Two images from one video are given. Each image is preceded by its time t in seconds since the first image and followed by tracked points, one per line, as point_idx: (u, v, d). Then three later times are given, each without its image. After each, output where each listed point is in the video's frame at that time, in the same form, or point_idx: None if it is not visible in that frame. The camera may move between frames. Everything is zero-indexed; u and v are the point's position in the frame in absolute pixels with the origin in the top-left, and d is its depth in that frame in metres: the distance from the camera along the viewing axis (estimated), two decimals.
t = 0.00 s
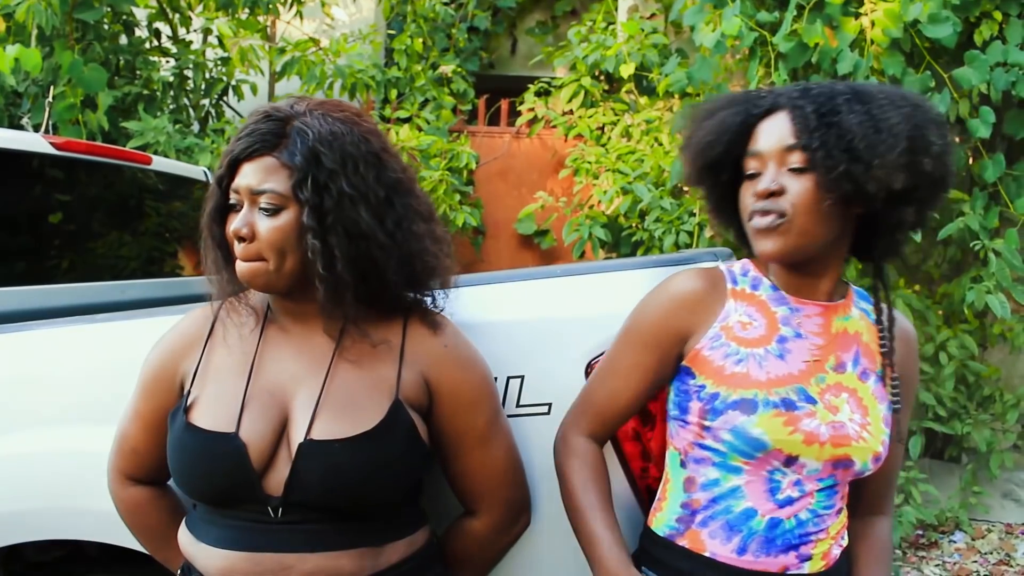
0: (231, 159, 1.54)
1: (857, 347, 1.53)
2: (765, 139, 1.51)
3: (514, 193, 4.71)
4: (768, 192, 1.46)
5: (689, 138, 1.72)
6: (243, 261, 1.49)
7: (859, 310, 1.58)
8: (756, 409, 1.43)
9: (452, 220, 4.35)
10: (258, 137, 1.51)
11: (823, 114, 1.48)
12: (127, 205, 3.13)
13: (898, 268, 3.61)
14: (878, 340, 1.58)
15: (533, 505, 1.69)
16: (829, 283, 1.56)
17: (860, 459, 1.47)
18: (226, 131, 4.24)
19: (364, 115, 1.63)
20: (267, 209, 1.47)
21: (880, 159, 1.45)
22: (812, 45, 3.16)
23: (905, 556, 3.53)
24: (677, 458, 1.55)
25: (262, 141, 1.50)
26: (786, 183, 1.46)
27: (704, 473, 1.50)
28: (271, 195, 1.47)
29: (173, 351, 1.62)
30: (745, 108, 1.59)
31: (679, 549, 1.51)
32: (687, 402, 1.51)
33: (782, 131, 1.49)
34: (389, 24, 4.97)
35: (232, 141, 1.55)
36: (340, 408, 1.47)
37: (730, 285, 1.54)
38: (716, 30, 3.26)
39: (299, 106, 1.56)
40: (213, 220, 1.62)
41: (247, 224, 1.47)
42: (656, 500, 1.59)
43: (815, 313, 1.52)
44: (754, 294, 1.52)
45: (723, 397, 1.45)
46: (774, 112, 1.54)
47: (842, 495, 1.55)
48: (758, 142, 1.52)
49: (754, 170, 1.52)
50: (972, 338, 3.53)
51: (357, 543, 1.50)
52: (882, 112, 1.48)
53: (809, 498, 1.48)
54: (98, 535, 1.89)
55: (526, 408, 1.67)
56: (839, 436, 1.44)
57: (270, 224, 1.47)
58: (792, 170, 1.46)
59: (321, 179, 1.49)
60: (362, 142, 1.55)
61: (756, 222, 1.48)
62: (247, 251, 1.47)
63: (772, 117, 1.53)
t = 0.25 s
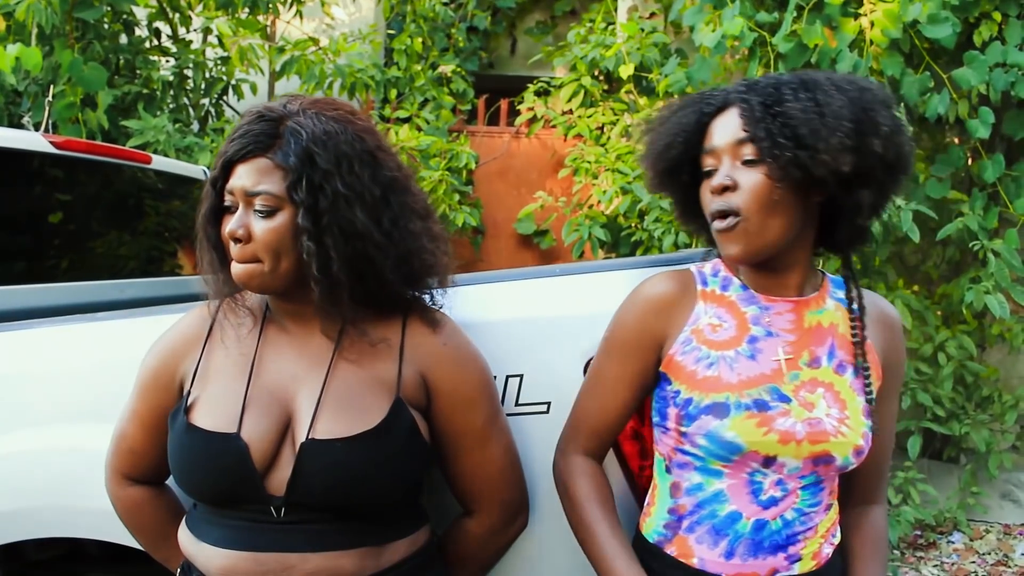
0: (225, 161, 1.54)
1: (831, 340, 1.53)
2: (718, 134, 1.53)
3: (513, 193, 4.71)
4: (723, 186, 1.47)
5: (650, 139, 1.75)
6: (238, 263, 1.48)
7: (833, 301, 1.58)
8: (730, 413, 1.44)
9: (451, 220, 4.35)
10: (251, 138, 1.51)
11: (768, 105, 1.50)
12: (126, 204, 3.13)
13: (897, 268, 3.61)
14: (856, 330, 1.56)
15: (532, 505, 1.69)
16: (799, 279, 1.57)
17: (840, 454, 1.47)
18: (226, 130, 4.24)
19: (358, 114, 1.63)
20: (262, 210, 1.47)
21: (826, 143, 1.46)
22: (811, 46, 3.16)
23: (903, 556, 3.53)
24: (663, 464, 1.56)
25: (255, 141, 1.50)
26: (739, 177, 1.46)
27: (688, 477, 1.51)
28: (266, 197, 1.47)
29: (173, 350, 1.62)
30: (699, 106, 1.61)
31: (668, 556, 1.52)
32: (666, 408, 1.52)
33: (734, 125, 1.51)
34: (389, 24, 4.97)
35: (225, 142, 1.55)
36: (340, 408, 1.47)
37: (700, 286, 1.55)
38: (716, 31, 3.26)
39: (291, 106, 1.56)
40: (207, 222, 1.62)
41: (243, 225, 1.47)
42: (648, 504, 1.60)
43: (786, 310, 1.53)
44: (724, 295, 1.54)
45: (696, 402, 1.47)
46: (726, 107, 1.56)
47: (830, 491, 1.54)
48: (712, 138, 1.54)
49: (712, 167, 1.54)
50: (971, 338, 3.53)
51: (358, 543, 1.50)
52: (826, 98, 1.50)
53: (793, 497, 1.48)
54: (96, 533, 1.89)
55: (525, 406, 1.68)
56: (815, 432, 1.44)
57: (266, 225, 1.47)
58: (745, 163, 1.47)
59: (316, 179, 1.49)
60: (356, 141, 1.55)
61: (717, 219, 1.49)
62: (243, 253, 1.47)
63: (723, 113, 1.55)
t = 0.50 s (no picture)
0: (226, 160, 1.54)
1: (812, 338, 1.54)
2: (690, 133, 1.54)
3: (515, 192, 4.71)
4: (698, 182, 1.48)
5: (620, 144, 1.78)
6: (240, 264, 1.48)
7: (819, 299, 1.59)
8: (712, 415, 1.45)
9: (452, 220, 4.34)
10: (252, 138, 1.50)
11: (740, 100, 1.51)
12: (127, 203, 3.13)
13: (898, 269, 3.60)
14: (839, 327, 1.58)
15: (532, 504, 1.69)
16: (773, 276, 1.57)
17: (826, 451, 1.48)
18: (227, 129, 4.24)
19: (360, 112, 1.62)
20: (264, 211, 1.47)
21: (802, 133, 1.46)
22: (813, 46, 3.16)
23: (904, 557, 3.53)
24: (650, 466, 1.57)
25: (256, 142, 1.50)
26: (714, 173, 1.47)
27: (675, 478, 1.52)
28: (268, 197, 1.47)
29: (176, 348, 1.62)
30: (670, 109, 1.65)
31: (658, 555, 1.53)
32: (649, 411, 1.53)
33: (705, 122, 1.52)
34: (390, 23, 4.96)
35: (227, 142, 1.54)
36: (339, 410, 1.47)
37: (678, 288, 1.56)
38: (717, 31, 3.25)
39: (292, 105, 1.55)
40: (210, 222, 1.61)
41: (245, 226, 1.47)
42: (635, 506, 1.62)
43: (765, 310, 1.54)
44: (703, 296, 1.55)
45: (679, 405, 1.48)
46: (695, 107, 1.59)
47: (818, 487, 1.55)
48: (684, 137, 1.55)
49: (685, 168, 1.55)
50: (972, 339, 3.53)
51: (359, 544, 1.49)
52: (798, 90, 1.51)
53: (781, 494, 1.49)
54: (98, 531, 1.89)
55: (527, 405, 1.68)
56: (800, 430, 1.45)
57: (268, 226, 1.47)
58: (719, 159, 1.48)
59: (318, 179, 1.48)
60: (358, 140, 1.54)
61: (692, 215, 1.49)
62: (245, 253, 1.47)
63: (695, 112, 1.58)
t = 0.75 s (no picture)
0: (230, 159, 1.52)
1: (795, 333, 1.53)
2: (660, 135, 1.56)
3: (516, 191, 4.70)
4: (665, 184, 1.49)
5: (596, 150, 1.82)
6: (249, 264, 1.47)
7: (800, 293, 1.58)
8: (696, 414, 1.45)
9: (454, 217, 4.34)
10: (258, 136, 1.49)
11: (700, 100, 1.51)
12: (129, 200, 3.12)
13: (900, 268, 3.60)
14: (822, 321, 1.56)
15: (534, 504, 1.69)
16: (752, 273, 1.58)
17: (812, 447, 1.47)
18: (229, 127, 4.24)
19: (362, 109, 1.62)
20: (275, 210, 1.46)
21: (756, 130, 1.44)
22: (816, 44, 3.16)
23: (905, 557, 3.53)
24: (641, 467, 1.57)
25: (265, 140, 1.48)
26: (681, 174, 1.48)
27: (665, 477, 1.52)
28: (279, 196, 1.46)
29: (178, 346, 1.62)
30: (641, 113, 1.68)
31: (653, 555, 1.54)
32: (637, 412, 1.54)
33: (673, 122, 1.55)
34: (392, 21, 4.95)
35: (231, 141, 1.53)
36: (344, 408, 1.47)
37: (661, 287, 1.56)
38: (720, 29, 3.27)
39: (296, 102, 1.55)
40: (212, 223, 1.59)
41: (256, 225, 1.46)
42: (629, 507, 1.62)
43: (747, 308, 1.54)
44: (685, 295, 1.55)
45: (663, 406, 1.48)
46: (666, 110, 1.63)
47: (811, 484, 1.54)
48: (655, 139, 1.57)
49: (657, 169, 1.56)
50: (974, 339, 3.52)
51: (362, 543, 1.49)
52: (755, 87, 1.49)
53: (770, 491, 1.48)
54: (99, 529, 1.89)
55: (529, 403, 1.68)
56: (785, 427, 1.44)
57: (279, 225, 1.46)
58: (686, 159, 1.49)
59: (330, 177, 1.48)
60: (367, 137, 1.55)
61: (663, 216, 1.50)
62: (256, 253, 1.46)
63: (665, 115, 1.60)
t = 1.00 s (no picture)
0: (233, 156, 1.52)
1: (794, 331, 1.52)
2: (656, 135, 1.56)
3: (518, 189, 4.69)
4: (661, 182, 1.49)
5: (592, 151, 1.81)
6: (249, 261, 1.47)
7: (795, 291, 1.56)
8: (696, 411, 1.45)
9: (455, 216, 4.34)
10: (261, 133, 1.49)
11: (694, 98, 1.51)
12: (130, 198, 3.12)
13: (902, 267, 3.59)
14: (820, 319, 1.55)
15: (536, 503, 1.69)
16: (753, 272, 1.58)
17: (812, 444, 1.46)
18: (230, 125, 4.23)
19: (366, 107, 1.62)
20: (276, 208, 1.46)
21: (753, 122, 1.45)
22: (819, 43, 3.16)
23: (906, 556, 3.52)
24: (643, 467, 1.57)
25: (268, 138, 1.48)
26: (678, 172, 1.48)
27: (666, 478, 1.52)
28: (280, 194, 1.46)
29: (179, 345, 1.61)
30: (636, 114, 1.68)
31: (654, 556, 1.54)
32: (638, 410, 1.54)
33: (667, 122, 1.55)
34: (393, 19, 4.95)
35: (235, 138, 1.53)
36: (348, 407, 1.47)
37: (662, 283, 1.56)
38: (722, 28, 3.27)
39: (300, 100, 1.54)
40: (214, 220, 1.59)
41: (257, 223, 1.46)
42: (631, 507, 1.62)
43: (746, 305, 1.54)
44: (685, 292, 1.55)
45: (663, 403, 1.48)
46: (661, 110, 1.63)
47: (812, 483, 1.54)
48: (651, 139, 1.57)
49: (655, 168, 1.56)
50: (976, 338, 3.51)
51: (364, 542, 1.49)
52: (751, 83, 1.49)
53: (771, 491, 1.48)
54: (100, 527, 1.89)
55: (531, 403, 1.68)
56: (784, 424, 1.44)
57: (280, 223, 1.46)
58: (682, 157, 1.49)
59: (332, 175, 1.48)
60: (369, 136, 1.54)
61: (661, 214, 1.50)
62: (257, 250, 1.46)
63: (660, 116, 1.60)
